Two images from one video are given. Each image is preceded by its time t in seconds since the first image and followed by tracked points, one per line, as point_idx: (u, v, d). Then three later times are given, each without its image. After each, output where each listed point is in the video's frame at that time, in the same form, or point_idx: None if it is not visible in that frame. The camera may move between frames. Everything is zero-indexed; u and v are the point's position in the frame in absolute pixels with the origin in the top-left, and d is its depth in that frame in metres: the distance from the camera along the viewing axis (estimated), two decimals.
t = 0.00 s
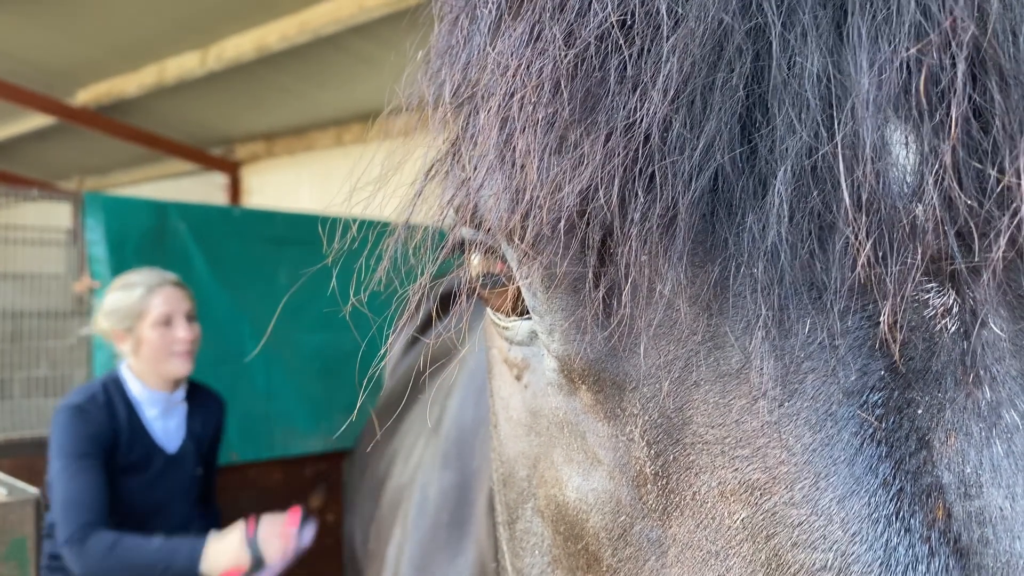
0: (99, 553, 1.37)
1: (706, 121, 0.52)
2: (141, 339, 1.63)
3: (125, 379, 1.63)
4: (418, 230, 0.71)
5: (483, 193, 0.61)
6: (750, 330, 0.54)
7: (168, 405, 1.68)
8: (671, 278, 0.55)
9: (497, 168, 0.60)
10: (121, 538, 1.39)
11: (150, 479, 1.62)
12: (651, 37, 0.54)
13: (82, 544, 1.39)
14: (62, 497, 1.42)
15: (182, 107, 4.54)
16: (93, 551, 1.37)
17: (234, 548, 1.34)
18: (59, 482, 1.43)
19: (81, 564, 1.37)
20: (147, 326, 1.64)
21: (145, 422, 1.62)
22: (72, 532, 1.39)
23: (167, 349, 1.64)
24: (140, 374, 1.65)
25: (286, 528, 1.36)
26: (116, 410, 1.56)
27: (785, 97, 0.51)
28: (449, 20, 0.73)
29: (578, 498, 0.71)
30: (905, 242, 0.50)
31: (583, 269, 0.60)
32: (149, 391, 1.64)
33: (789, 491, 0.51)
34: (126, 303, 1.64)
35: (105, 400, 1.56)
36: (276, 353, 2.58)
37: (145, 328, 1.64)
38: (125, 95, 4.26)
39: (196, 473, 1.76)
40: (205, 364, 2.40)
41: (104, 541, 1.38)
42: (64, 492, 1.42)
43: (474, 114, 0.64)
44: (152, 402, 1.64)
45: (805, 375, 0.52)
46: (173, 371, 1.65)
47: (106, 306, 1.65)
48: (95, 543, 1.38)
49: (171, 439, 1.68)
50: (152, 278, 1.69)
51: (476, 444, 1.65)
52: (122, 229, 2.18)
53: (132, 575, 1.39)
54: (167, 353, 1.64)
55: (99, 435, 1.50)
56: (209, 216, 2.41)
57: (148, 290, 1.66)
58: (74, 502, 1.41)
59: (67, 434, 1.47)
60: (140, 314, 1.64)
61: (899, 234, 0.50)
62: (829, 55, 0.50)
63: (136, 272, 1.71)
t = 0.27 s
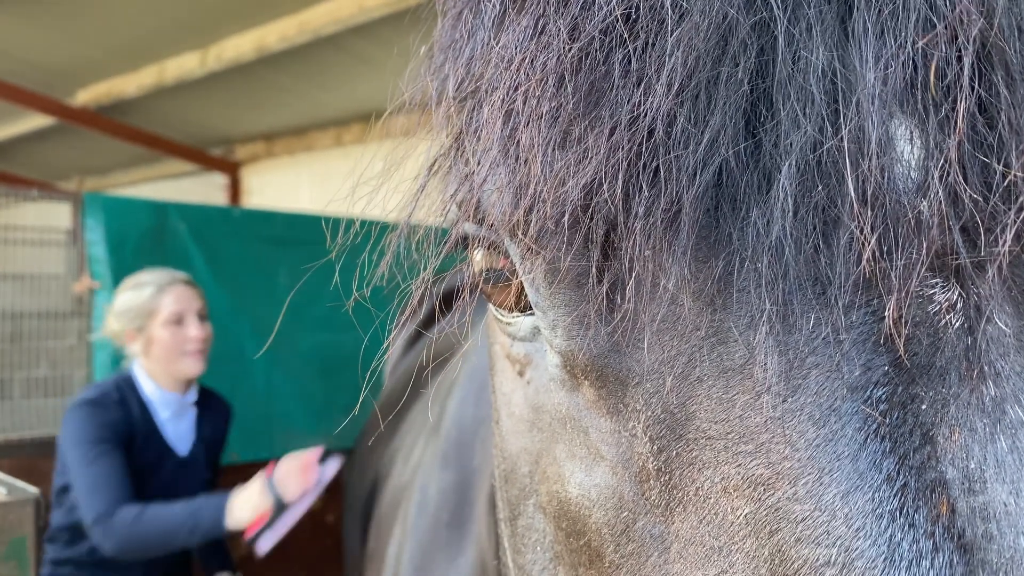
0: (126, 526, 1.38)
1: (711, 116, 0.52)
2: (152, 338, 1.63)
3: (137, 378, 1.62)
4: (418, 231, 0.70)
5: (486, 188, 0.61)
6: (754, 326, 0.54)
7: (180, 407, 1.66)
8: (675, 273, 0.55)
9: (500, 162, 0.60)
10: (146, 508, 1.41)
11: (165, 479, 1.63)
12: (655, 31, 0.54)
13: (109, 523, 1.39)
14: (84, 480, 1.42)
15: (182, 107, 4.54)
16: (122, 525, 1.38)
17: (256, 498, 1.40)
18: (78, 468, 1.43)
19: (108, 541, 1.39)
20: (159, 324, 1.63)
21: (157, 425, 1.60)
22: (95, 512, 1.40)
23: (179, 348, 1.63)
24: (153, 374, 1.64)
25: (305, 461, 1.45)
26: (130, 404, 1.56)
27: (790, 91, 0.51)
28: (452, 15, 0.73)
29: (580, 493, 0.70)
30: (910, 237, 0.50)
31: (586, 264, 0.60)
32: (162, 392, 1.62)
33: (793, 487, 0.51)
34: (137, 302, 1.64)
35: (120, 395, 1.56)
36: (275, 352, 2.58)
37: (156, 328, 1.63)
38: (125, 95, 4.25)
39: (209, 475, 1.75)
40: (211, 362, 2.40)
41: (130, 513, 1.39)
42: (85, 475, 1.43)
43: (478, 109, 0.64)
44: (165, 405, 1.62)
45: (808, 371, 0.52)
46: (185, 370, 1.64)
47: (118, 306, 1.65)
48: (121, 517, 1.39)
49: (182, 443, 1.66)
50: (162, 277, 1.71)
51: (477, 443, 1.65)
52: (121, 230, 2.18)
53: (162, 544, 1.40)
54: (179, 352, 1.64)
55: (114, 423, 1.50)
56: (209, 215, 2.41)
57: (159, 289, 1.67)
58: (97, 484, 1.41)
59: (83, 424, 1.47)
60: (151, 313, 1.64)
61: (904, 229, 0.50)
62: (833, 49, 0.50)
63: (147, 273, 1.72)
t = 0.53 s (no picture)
0: (149, 507, 1.38)
1: (711, 115, 0.53)
2: (158, 337, 1.62)
3: (145, 379, 1.62)
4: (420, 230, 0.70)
5: (487, 188, 0.61)
6: (755, 326, 0.54)
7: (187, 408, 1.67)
8: (676, 273, 0.55)
9: (501, 162, 0.60)
10: (164, 491, 1.41)
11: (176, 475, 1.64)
12: (656, 31, 0.54)
13: (127, 507, 1.38)
14: (100, 469, 1.42)
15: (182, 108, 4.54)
16: (142, 507, 1.38)
17: (274, 475, 1.42)
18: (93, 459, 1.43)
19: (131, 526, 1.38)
20: (165, 324, 1.63)
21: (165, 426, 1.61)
22: (114, 499, 1.39)
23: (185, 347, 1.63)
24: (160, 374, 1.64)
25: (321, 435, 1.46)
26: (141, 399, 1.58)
27: (791, 91, 0.51)
28: (452, 15, 0.73)
29: (580, 494, 0.70)
30: (911, 237, 0.50)
31: (586, 265, 0.60)
32: (169, 392, 1.63)
33: (794, 487, 0.51)
34: (143, 301, 1.64)
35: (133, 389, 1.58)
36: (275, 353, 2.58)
37: (162, 326, 1.63)
38: (125, 95, 4.25)
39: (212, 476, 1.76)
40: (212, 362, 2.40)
41: (149, 496, 1.39)
42: (100, 465, 1.42)
43: (478, 109, 0.64)
44: (172, 406, 1.63)
45: (809, 371, 0.52)
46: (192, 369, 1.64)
47: (124, 306, 1.65)
48: (144, 498, 1.39)
49: (188, 443, 1.67)
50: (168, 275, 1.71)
51: (476, 443, 1.65)
52: (122, 230, 2.19)
53: (182, 525, 1.39)
54: (187, 352, 1.64)
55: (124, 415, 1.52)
56: (209, 214, 2.41)
57: (165, 288, 1.67)
58: (112, 472, 1.41)
59: (95, 417, 1.48)
60: (157, 312, 1.64)
61: (904, 230, 0.50)
62: (834, 50, 0.50)
63: (153, 272, 1.72)
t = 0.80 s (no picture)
0: (196, 477, 1.39)
1: (713, 116, 0.52)
2: (171, 334, 1.62)
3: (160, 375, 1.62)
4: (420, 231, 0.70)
5: (488, 189, 0.61)
6: (756, 326, 0.54)
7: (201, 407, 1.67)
8: (677, 273, 0.54)
9: (502, 163, 0.60)
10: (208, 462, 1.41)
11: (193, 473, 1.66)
12: (657, 32, 0.54)
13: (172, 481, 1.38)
14: (135, 449, 1.42)
15: (182, 108, 4.54)
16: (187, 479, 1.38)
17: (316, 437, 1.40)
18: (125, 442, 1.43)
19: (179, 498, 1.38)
20: (178, 321, 1.63)
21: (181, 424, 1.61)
22: (154, 475, 1.39)
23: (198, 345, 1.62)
24: (174, 371, 1.63)
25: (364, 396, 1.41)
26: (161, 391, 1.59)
27: (792, 92, 0.51)
28: (452, 15, 0.73)
29: (582, 495, 0.70)
30: (912, 237, 0.50)
31: (588, 265, 0.60)
32: (185, 391, 1.62)
33: (796, 488, 0.51)
34: (156, 299, 1.64)
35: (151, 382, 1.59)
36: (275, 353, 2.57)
37: (175, 324, 1.63)
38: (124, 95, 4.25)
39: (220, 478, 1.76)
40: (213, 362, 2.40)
41: (193, 467, 1.40)
42: (135, 446, 1.42)
43: (478, 109, 0.64)
44: (188, 406, 1.62)
45: (811, 371, 0.52)
46: (205, 368, 1.64)
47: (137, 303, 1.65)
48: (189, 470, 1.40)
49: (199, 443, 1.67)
50: (180, 272, 1.70)
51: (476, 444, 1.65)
52: (121, 230, 2.19)
53: (230, 492, 1.40)
54: (200, 349, 1.63)
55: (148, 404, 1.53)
56: (209, 214, 2.41)
57: (177, 285, 1.66)
58: (147, 451, 1.41)
59: (120, 404, 1.48)
60: (170, 310, 1.64)
61: (906, 230, 0.50)
62: (835, 50, 0.50)
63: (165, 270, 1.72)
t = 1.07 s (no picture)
0: (231, 476, 1.40)
1: (715, 116, 0.52)
2: (183, 331, 1.63)
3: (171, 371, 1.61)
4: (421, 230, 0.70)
5: (490, 190, 0.61)
6: (759, 327, 0.54)
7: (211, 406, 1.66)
8: (680, 275, 0.54)
9: (504, 164, 0.60)
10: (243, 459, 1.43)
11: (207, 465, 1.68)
12: (658, 33, 0.54)
13: (210, 479, 1.40)
14: (164, 448, 1.42)
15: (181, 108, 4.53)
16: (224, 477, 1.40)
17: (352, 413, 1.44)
18: (151, 442, 1.42)
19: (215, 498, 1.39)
20: (190, 318, 1.63)
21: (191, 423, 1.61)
22: (188, 475, 1.39)
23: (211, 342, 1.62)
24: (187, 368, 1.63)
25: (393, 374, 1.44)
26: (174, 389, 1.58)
27: (794, 93, 0.51)
28: (452, 16, 0.73)
29: (584, 496, 0.70)
30: (914, 238, 0.50)
31: (590, 266, 0.60)
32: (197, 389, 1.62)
33: (799, 488, 0.51)
34: (169, 296, 1.65)
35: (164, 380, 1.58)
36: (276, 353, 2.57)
37: (187, 321, 1.63)
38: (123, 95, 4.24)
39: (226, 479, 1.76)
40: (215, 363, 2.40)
41: (231, 466, 1.41)
42: (163, 445, 1.42)
43: (480, 111, 0.64)
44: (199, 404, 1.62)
45: (814, 372, 0.52)
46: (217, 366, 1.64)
47: (150, 300, 1.67)
48: (222, 469, 1.41)
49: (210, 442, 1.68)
50: (192, 270, 1.71)
51: (475, 444, 1.65)
52: (122, 230, 2.19)
53: (267, 487, 1.42)
54: (213, 347, 1.63)
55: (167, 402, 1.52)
56: (209, 214, 2.41)
57: (188, 282, 1.67)
58: (178, 451, 1.41)
59: (142, 404, 1.47)
60: (181, 307, 1.65)
61: (908, 230, 0.50)
62: (836, 52, 0.50)
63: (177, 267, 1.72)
